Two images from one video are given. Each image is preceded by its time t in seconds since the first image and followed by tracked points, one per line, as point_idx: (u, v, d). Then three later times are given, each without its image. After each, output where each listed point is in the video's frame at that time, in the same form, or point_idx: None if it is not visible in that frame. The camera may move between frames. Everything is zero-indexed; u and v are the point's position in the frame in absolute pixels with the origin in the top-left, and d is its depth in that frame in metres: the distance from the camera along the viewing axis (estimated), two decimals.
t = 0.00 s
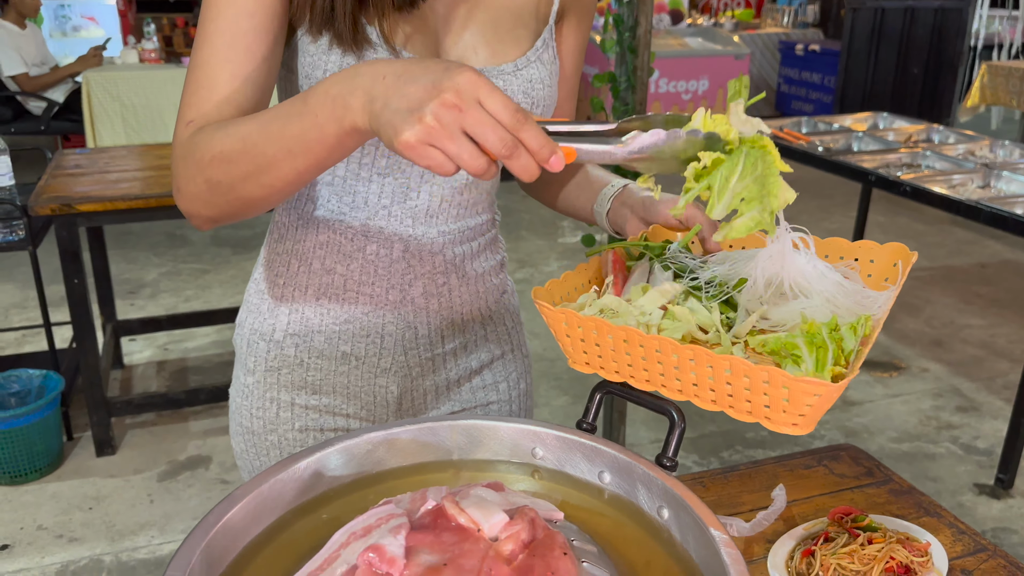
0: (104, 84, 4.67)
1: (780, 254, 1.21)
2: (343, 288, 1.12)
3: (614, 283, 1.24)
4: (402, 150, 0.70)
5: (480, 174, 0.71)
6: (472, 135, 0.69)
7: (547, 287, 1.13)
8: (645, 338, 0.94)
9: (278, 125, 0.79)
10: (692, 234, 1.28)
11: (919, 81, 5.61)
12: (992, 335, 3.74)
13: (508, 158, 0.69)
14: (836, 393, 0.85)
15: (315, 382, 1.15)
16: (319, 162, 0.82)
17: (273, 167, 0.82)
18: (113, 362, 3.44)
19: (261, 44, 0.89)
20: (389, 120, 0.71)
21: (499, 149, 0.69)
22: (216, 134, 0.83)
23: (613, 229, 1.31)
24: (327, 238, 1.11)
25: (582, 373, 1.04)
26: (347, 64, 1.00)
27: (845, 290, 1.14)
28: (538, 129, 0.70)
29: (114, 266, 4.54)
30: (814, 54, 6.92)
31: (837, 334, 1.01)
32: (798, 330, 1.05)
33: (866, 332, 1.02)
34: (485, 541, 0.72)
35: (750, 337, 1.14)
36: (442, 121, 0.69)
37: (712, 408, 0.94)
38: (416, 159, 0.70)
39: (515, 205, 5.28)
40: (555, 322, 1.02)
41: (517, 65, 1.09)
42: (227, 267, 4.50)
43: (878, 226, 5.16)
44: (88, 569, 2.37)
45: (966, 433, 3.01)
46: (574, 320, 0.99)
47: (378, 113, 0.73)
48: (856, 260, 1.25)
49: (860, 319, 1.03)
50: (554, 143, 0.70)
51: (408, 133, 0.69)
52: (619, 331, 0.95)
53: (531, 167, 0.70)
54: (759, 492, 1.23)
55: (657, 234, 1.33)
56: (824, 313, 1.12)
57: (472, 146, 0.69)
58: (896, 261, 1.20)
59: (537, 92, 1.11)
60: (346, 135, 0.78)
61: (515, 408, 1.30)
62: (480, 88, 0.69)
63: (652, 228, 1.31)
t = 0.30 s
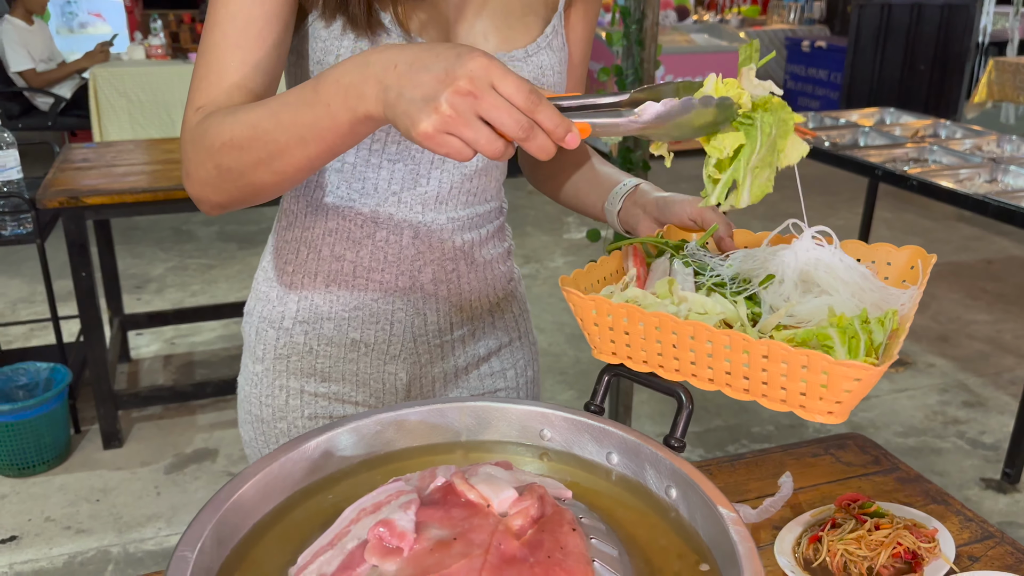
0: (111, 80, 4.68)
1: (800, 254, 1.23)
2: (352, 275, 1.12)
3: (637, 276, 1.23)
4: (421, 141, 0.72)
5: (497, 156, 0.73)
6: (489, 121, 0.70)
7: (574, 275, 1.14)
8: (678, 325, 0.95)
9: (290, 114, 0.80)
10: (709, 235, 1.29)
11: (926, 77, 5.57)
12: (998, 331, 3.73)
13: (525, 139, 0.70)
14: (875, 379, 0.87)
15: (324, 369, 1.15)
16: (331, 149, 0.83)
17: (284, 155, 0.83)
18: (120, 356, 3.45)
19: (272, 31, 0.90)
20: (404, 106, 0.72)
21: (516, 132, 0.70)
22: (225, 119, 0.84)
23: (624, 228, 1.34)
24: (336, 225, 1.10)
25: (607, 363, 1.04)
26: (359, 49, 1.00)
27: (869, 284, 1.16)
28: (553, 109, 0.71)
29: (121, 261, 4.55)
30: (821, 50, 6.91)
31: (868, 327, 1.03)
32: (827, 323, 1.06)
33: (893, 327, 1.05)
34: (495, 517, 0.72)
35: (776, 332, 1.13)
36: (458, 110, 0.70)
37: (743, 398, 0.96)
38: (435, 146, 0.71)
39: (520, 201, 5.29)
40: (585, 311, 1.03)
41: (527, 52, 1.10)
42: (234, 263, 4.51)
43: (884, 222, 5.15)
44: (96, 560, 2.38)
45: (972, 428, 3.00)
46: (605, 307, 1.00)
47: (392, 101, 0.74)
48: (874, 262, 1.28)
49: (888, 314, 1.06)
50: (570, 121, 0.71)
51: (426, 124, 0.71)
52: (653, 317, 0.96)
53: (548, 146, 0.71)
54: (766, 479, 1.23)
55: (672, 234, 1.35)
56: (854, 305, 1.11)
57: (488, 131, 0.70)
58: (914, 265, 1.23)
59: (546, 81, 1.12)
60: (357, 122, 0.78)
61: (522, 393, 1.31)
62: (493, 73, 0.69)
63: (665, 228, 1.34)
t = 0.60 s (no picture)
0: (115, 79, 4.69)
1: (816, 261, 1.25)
2: (355, 274, 1.13)
3: (655, 279, 1.25)
4: (374, 92, 0.70)
5: (458, 104, 0.69)
6: (439, 65, 0.67)
7: (598, 276, 1.18)
8: (706, 324, 1.01)
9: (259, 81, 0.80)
10: (719, 240, 1.32)
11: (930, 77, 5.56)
12: (1002, 330, 3.72)
13: (481, 79, 0.67)
14: (902, 381, 0.91)
15: (327, 367, 1.16)
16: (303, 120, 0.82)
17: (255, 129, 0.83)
18: (124, 354, 3.46)
19: (266, 21, 0.91)
20: (357, 57, 0.70)
21: (470, 72, 0.67)
22: (203, 101, 0.85)
23: (629, 228, 1.35)
24: (339, 224, 1.11)
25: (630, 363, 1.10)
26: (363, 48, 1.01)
27: (884, 292, 1.19)
28: (510, 43, 0.67)
29: (125, 260, 4.57)
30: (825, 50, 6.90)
31: (888, 328, 1.08)
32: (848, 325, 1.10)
33: (911, 329, 1.09)
34: (492, 514, 0.73)
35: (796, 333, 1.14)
36: (405, 53, 0.67)
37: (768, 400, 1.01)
38: (389, 98, 0.69)
39: (523, 200, 5.29)
40: (610, 312, 1.09)
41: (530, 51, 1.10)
42: (237, 261, 4.52)
43: (887, 221, 5.15)
44: (99, 558, 2.39)
45: (975, 427, 3.00)
46: (632, 307, 1.06)
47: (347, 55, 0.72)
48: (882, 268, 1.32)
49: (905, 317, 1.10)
50: (532, 57, 0.67)
51: (375, 73, 0.69)
52: (682, 317, 1.02)
53: (511, 87, 0.67)
54: (766, 478, 1.23)
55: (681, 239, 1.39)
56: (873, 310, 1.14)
57: (439, 74, 0.67)
58: (921, 271, 1.27)
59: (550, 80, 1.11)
60: (320, 88, 0.78)
61: (525, 392, 1.31)
62: (441, 10, 0.67)
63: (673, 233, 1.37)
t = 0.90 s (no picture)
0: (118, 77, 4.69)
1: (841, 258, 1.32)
2: (358, 271, 1.13)
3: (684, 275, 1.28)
4: (313, 123, 0.69)
5: (397, 129, 0.68)
6: (371, 95, 0.66)
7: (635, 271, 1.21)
8: (756, 320, 1.03)
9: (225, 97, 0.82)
10: (735, 236, 1.34)
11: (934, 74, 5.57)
12: (1005, 330, 3.71)
13: (416, 108, 0.65)
14: (950, 372, 0.94)
15: (329, 363, 1.16)
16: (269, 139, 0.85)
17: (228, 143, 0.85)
18: (126, 352, 3.46)
19: (264, 28, 0.91)
20: (300, 86, 0.70)
21: (402, 99, 0.65)
22: (189, 114, 0.88)
23: (636, 226, 1.34)
24: (342, 221, 1.11)
25: (668, 357, 1.13)
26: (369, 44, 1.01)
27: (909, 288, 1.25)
28: (440, 69, 0.65)
29: (128, 258, 4.57)
30: (828, 49, 6.89)
31: (924, 321, 1.14)
32: (882, 317, 1.17)
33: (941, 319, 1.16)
34: (489, 507, 0.73)
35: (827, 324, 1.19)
36: (338, 87, 0.66)
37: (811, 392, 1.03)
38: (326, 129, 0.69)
39: (526, 199, 5.29)
40: (654, 308, 1.11)
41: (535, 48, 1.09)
42: (240, 260, 4.52)
43: (891, 220, 5.14)
44: (101, 554, 2.39)
45: (978, 426, 2.99)
46: (679, 302, 1.08)
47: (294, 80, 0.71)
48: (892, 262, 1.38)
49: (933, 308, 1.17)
50: (464, 81, 0.65)
51: (309, 107, 0.68)
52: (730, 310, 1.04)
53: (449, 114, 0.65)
54: (766, 475, 1.23)
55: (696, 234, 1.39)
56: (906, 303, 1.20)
57: (374, 103, 0.66)
58: (932, 266, 1.35)
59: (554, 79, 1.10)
60: (282, 109, 0.78)
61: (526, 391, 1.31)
62: (372, 39, 0.65)
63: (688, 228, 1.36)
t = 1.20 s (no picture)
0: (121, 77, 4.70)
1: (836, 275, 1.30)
2: (361, 273, 1.12)
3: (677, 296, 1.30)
4: (297, 83, 0.67)
5: (384, 83, 0.66)
6: (354, 40, 0.64)
7: (624, 301, 1.20)
8: (740, 353, 1.02)
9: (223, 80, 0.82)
10: (735, 247, 1.34)
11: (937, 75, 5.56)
12: (1008, 329, 3.71)
13: (400, 54, 0.64)
14: (931, 405, 0.94)
15: (331, 365, 1.16)
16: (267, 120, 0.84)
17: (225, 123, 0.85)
18: (129, 351, 3.47)
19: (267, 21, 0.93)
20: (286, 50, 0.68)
21: (386, 45, 0.63)
22: (189, 105, 0.88)
23: (638, 229, 1.35)
24: (345, 223, 1.11)
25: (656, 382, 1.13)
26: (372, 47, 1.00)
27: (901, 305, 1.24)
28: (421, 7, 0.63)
29: (130, 256, 4.58)
30: (831, 48, 6.88)
31: (911, 346, 1.13)
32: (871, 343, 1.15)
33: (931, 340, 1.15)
34: (488, 508, 0.73)
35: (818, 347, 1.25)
36: (320, 39, 0.65)
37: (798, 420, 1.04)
38: (311, 88, 0.67)
39: (528, 198, 5.29)
40: (641, 339, 1.10)
41: (540, 52, 1.08)
42: (242, 259, 4.53)
43: (894, 220, 5.13)
44: (103, 553, 2.40)
45: (980, 426, 2.98)
46: (664, 334, 1.07)
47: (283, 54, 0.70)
48: (893, 271, 1.39)
49: (925, 328, 1.16)
50: (452, 21, 0.63)
51: (293, 65, 0.66)
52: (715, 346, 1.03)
53: (439, 60, 0.63)
54: (767, 475, 1.23)
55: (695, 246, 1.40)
56: (894, 324, 1.20)
57: (359, 50, 0.65)
58: (933, 273, 1.34)
59: (561, 82, 1.10)
60: (275, 84, 0.77)
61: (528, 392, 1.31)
62: None
63: (688, 240, 1.38)
